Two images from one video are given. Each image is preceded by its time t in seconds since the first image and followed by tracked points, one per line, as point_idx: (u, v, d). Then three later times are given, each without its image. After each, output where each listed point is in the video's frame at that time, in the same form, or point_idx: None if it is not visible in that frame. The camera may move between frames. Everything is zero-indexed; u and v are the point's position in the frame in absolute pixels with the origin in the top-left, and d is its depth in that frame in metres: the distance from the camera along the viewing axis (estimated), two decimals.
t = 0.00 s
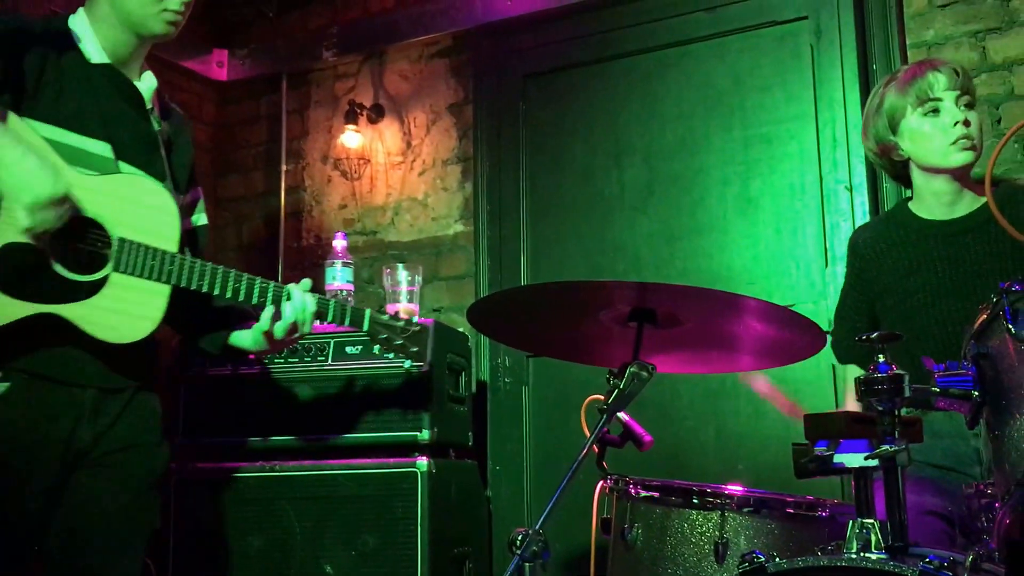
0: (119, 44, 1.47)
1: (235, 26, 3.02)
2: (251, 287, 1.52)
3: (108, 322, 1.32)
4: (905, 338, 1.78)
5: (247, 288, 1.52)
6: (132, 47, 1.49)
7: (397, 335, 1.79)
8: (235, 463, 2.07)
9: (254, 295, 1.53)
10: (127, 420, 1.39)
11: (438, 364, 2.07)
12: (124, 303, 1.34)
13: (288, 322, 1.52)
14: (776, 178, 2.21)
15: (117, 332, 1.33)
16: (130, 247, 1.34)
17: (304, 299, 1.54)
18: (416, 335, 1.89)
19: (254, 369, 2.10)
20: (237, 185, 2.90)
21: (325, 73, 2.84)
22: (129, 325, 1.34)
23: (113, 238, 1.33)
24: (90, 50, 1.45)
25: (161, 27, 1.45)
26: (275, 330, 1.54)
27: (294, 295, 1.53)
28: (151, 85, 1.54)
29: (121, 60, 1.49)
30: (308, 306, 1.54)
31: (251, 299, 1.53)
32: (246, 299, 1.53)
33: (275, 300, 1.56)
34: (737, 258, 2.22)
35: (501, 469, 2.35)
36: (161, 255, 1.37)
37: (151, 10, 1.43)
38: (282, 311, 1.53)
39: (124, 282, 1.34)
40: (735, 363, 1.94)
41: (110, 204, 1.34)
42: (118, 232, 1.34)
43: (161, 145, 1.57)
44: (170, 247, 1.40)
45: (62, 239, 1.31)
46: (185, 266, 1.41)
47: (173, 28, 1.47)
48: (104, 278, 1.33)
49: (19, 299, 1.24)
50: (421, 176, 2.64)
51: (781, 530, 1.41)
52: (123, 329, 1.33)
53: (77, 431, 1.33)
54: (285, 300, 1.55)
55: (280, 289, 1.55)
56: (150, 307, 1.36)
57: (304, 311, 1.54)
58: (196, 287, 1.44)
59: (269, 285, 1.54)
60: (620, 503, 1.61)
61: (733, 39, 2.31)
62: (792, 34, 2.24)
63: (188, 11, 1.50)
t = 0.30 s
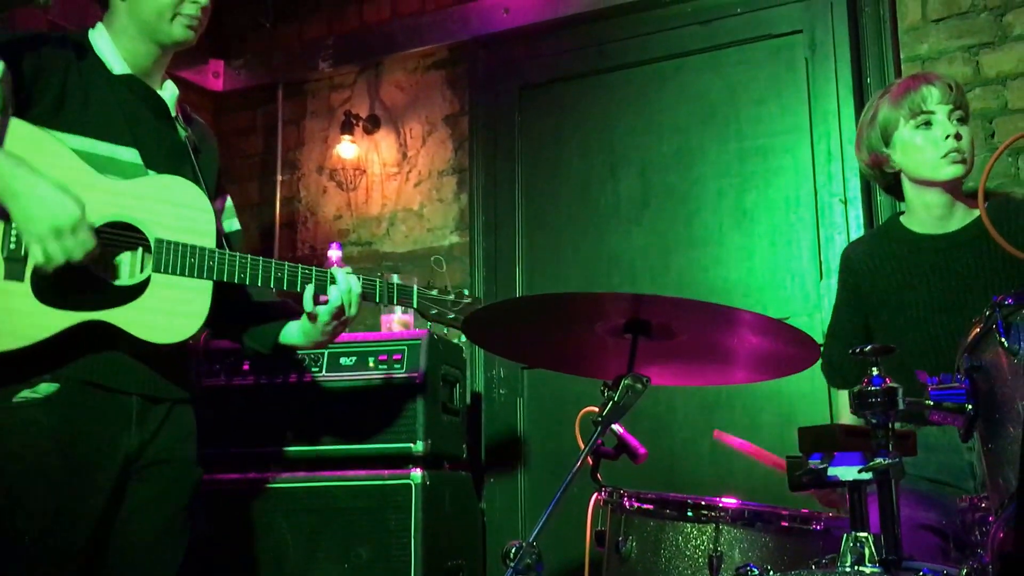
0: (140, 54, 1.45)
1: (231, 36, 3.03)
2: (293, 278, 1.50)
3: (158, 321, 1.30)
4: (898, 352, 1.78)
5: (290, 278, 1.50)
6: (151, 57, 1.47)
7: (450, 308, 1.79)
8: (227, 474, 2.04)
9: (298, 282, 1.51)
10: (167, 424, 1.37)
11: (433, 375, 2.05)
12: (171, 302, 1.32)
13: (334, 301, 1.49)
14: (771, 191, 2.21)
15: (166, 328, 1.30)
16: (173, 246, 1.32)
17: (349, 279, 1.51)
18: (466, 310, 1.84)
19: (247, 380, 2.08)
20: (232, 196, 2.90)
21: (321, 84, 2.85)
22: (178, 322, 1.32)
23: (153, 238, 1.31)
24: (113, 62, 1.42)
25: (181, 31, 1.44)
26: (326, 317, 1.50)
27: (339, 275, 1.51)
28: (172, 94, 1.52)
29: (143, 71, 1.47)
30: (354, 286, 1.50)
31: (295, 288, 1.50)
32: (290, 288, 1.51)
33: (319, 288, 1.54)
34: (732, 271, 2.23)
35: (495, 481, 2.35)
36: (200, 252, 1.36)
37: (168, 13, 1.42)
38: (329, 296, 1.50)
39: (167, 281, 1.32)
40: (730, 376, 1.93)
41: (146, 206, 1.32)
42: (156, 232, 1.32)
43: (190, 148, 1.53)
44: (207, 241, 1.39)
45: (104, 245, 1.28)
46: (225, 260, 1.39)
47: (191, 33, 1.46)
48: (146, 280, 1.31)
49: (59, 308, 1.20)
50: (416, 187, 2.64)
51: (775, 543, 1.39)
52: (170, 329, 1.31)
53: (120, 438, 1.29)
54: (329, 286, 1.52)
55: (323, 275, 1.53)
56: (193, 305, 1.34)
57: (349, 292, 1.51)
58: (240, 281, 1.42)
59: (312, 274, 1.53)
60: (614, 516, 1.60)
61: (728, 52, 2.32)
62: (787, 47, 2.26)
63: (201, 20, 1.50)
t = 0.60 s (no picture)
0: (133, 63, 1.46)
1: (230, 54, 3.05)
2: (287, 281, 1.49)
3: (145, 327, 1.30)
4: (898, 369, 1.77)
5: (285, 283, 1.49)
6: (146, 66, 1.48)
7: (453, 312, 1.81)
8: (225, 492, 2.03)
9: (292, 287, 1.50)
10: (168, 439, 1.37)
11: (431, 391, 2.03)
12: (159, 309, 1.32)
13: (327, 307, 1.47)
14: (770, 208, 2.22)
15: (153, 334, 1.30)
16: (161, 253, 1.33)
17: (343, 283, 1.48)
18: (470, 313, 1.86)
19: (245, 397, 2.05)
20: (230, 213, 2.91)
21: (321, 100, 2.87)
22: (165, 328, 1.31)
23: (142, 247, 1.32)
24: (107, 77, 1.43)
25: (172, 35, 1.45)
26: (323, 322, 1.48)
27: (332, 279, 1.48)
28: (170, 105, 1.51)
29: (138, 81, 1.48)
30: (348, 290, 1.48)
31: (290, 294, 1.49)
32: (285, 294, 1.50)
33: (316, 292, 1.53)
34: (732, 287, 2.22)
35: (494, 498, 2.34)
36: (189, 258, 1.36)
37: (155, 19, 1.43)
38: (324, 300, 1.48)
39: (155, 288, 1.32)
40: (729, 393, 1.92)
41: (135, 214, 1.33)
42: (144, 241, 1.33)
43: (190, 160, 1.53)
44: (197, 248, 1.39)
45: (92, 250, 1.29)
46: (215, 266, 1.39)
47: (182, 37, 1.47)
48: (134, 287, 1.31)
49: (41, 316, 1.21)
50: (416, 203, 2.65)
51: (773, 561, 1.39)
52: (159, 334, 1.31)
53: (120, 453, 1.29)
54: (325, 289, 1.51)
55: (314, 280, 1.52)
56: (181, 311, 1.35)
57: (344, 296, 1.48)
58: (231, 286, 1.42)
59: (307, 278, 1.51)
60: (613, 533, 1.56)
61: (726, 69, 2.33)
62: (785, 64, 2.26)
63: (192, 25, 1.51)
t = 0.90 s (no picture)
0: (96, 93, 1.47)
1: (232, 70, 3.07)
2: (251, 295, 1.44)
3: (102, 354, 1.28)
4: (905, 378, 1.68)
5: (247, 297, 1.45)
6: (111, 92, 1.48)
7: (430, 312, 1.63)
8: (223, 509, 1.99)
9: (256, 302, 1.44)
10: (149, 461, 1.35)
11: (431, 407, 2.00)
12: (119, 337, 1.30)
13: (292, 322, 1.41)
14: (770, 224, 2.22)
15: (109, 361, 1.28)
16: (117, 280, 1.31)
17: (308, 294, 1.42)
18: (451, 312, 1.69)
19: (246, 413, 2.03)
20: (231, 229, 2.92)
21: (322, 117, 2.88)
22: (124, 355, 1.29)
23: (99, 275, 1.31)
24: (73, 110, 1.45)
25: (126, 61, 1.43)
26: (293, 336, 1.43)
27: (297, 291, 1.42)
28: (141, 126, 1.51)
29: (105, 109, 1.49)
30: (314, 300, 1.42)
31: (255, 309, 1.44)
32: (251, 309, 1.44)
33: (284, 303, 1.46)
34: (731, 303, 2.23)
35: (494, 514, 2.34)
36: (145, 281, 1.33)
37: (107, 47, 1.42)
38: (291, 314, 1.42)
39: (115, 315, 1.31)
40: (730, 410, 1.90)
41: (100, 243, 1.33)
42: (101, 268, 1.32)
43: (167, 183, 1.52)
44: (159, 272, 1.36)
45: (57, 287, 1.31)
46: (172, 287, 1.36)
47: (139, 61, 1.46)
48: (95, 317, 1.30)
49: None
50: (416, 219, 2.66)
51: None
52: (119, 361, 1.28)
53: (97, 477, 1.28)
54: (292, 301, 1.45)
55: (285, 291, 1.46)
56: (146, 340, 1.32)
57: (311, 306, 1.42)
58: (193, 306, 1.38)
59: (272, 290, 1.46)
60: (613, 551, 1.52)
61: (725, 86, 2.33)
62: (784, 81, 2.27)
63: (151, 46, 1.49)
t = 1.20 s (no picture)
0: (57, 106, 1.56)
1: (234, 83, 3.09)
2: (182, 297, 1.51)
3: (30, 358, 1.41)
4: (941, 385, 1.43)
5: (180, 299, 1.51)
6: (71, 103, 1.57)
7: (367, 311, 1.53)
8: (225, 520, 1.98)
9: (189, 305, 1.51)
10: (93, 472, 1.44)
11: (432, 420, 1.99)
12: (50, 345, 1.43)
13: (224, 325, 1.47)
14: (770, 237, 2.23)
15: (37, 365, 1.41)
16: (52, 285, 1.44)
17: (238, 296, 1.47)
18: (396, 310, 1.56)
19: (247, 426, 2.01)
20: (232, 241, 2.93)
21: (323, 130, 2.90)
22: (50, 360, 1.41)
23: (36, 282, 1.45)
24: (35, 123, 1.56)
25: (82, 71, 1.52)
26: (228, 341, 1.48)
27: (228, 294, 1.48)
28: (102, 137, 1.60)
29: (66, 120, 1.58)
30: (244, 302, 1.47)
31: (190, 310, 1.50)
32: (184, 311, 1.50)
33: (217, 305, 1.52)
34: (732, 316, 2.23)
35: (494, 527, 2.35)
36: (75, 289, 1.45)
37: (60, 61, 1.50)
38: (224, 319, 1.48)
39: (49, 320, 1.44)
40: (730, 424, 1.87)
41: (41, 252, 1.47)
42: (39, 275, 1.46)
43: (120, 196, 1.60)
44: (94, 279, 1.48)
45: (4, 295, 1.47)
46: (102, 293, 1.46)
47: (95, 72, 1.53)
48: (30, 323, 1.44)
49: None
50: (416, 232, 2.67)
51: None
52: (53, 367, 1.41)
53: (42, 483, 1.39)
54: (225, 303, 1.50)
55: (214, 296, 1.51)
56: (81, 345, 1.44)
57: (243, 308, 1.48)
58: (124, 311, 1.48)
59: (205, 292, 1.52)
60: (613, 564, 1.45)
61: (725, 99, 2.34)
62: (784, 94, 2.28)
63: (107, 57, 1.56)
